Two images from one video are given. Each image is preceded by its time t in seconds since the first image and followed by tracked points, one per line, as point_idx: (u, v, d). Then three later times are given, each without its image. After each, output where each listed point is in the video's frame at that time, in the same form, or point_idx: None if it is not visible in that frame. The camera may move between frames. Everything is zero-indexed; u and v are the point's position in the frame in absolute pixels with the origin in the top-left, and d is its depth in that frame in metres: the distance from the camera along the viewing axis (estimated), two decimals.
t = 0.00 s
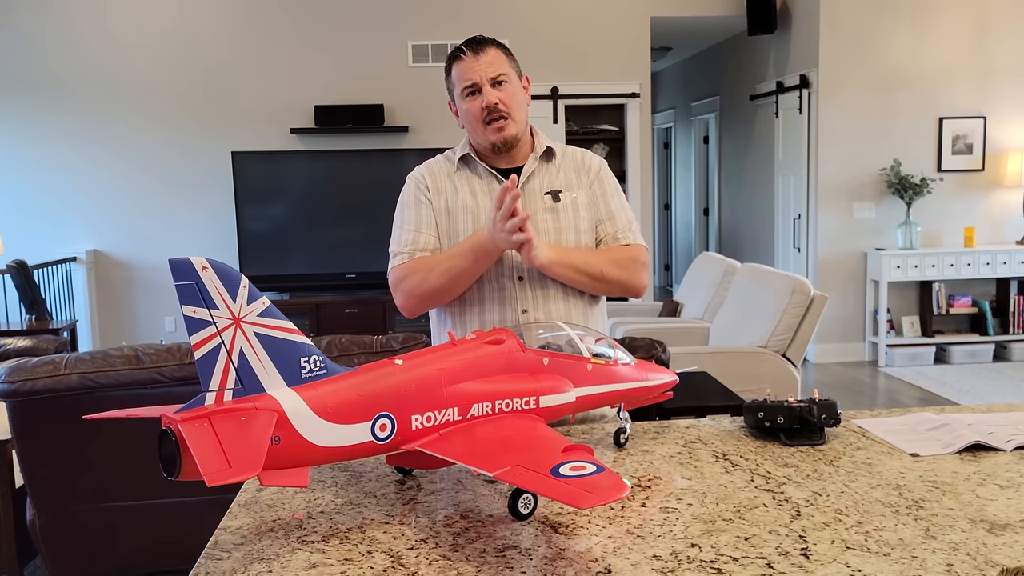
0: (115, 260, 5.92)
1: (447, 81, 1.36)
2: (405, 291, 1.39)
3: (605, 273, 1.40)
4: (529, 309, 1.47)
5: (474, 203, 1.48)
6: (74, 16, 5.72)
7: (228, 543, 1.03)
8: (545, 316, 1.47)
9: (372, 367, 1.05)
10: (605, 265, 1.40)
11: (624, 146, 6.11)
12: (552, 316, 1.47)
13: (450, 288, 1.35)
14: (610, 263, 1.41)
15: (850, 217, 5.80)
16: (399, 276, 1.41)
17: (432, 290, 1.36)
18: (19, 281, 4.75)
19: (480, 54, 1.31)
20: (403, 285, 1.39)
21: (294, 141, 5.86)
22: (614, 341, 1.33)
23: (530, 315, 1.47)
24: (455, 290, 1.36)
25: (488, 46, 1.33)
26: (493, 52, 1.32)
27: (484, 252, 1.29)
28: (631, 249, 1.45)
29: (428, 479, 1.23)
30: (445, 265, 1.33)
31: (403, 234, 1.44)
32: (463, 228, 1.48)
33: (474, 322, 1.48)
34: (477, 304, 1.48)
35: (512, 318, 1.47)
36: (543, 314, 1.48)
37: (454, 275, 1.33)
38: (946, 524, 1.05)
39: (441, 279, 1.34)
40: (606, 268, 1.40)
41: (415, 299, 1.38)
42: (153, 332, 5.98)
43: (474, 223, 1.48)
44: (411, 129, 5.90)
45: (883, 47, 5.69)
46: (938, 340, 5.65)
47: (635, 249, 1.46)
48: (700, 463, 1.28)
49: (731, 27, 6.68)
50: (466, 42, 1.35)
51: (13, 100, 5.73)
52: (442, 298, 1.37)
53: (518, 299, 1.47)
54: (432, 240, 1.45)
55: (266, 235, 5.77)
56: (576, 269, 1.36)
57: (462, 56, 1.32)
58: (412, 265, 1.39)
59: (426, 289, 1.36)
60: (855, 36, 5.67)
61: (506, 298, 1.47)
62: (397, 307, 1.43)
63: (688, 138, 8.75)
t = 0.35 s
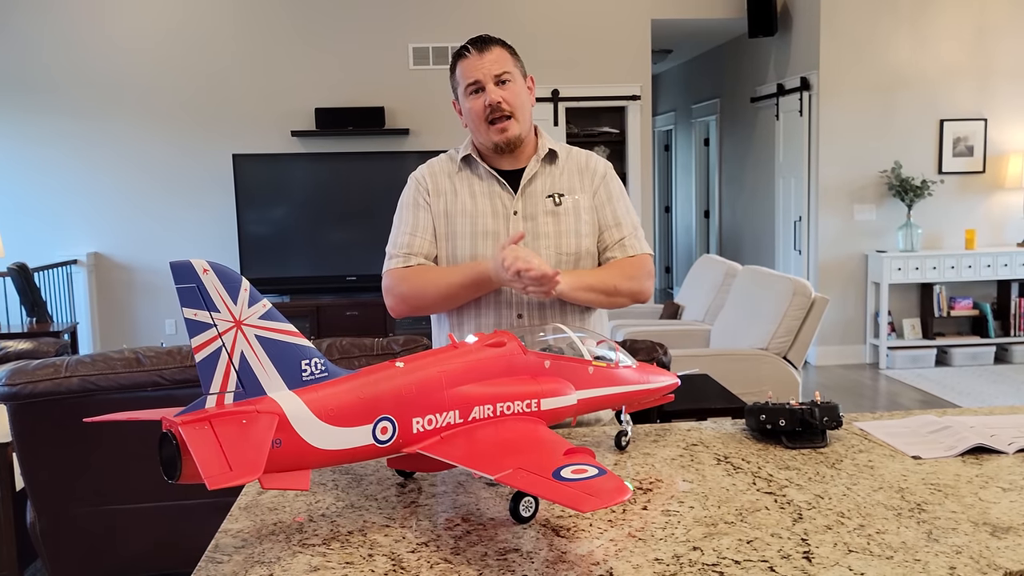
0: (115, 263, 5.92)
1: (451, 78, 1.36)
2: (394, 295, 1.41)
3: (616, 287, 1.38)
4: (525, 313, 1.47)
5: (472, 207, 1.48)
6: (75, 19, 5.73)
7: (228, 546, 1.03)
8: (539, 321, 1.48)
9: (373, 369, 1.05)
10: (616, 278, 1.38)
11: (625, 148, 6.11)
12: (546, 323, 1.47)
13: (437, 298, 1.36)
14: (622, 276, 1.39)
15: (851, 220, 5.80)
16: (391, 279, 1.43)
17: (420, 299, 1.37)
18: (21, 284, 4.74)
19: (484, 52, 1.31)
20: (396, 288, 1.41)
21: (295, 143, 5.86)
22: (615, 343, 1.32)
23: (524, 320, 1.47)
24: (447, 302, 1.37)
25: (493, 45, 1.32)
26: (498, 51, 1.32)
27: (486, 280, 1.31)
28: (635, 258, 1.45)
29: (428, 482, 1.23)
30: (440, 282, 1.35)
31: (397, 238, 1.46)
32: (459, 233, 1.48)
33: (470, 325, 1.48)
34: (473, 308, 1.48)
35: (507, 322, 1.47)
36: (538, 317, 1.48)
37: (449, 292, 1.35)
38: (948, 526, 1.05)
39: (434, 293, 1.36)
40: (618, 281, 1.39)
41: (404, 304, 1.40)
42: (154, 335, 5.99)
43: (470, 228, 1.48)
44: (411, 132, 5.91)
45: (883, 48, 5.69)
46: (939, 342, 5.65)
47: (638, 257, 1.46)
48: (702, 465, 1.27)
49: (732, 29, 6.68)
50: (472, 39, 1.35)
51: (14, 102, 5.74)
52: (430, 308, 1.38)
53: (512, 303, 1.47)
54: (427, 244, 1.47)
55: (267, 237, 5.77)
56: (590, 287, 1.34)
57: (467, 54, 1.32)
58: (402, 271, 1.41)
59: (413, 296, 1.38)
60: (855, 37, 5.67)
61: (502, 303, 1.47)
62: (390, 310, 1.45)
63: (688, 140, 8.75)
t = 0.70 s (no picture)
0: (118, 264, 5.92)
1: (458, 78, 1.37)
2: (393, 295, 1.42)
3: (621, 293, 1.39)
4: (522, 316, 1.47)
5: (473, 208, 1.48)
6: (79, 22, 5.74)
7: (231, 548, 1.03)
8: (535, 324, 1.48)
9: (376, 371, 1.05)
10: (622, 286, 1.39)
11: (627, 150, 6.11)
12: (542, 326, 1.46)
13: (436, 297, 1.37)
14: (626, 282, 1.40)
15: (854, 222, 5.79)
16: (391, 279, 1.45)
17: (418, 298, 1.39)
18: (25, 286, 4.75)
19: (491, 54, 1.31)
20: (396, 288, 1.42)
21: (298, 145, 5.87)
22: (619, 345, 1.32)
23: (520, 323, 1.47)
24: (445, 303, 1.38)
25: (500, 46, 1.33)
26: (504, 52, 1.32)
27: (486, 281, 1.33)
28: (639, 265, 1.46)
29: (432, 484, 1.22)
30: (440, 284, 1.36)
31: (398, 238, 1.47)
32: (458, 234, 1.49)
33: (467, 325, 1.48)
34: (471, 307, 1.47)
35: (504, 324, 1.47)
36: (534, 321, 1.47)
37: (447, 293, 1.36)
38: (954, 529, 1.04)
39: (432, 295, 1.37)
40: (623, 287, 1.39)
41: (403, 304, 1.42)
42: (157, 337, 5.99)
43: (471, 228, 1.48)
44: (414, 134, 5.91)
45: (887, 49, 5.69)
46: (943, 345, 5.64)
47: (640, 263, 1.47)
48: (706, 467, 1.27)
49: (735, 31, 6.68)
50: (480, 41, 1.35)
51: (19, 104, 5.76)
52: (429, 308, 1.39)
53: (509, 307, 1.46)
54: (427, 244, 1.47)
55: (270, 239, 5.77)
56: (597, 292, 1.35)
57: (473, 55, 1.32)
58: (402, 270, 1.43)
59: (411, 295, 1.39)
60: (859, 39, 5.66)
61: (500, 304, 1.46)
62: (391, 309, 1.46)
63: (691, 143, 8.75)
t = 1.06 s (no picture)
0: (121, 269, 5.94)
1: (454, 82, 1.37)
2: (387, 295, 1.41)
3: (615, 287, 1.37)
4: (514, 317, 1.46)
5: (468, 208, 1.48)
6: (82, 27, 5.76)
7: (230, 553, 1.03)
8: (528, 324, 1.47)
9: (375, 374, 1.04)
10: (614, 278, 1.37)
11: (629, 151, 6.10)
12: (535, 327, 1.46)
13: (430, 295, 1.36)
14: (620, 277, 1.38)
15: (857, 222, 5.78)
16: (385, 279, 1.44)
17: (412, 297, 1.38)
18: (27, 290, 4.76)
19: (487, 57, 1.31)
20: (390, 288, 1.41)
21: (300, 148, 5.88)
22: (619, 347, 1.32)
23: (513, 322, 1.46)
24: (438, 302, 1.37)
25: (496, 50, 1.32)
26: (501, 55, 1.32)
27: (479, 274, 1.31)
28: (635, 261, 1.44)
29: (431, 487, 1.22)
30: (433, 281, 1.35)
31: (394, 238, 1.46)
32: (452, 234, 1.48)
33: (460, 325, 1.48)
34: (464, 306, 1.47)
35: (496, 324, 1.46)
36: (526, 322, 1.47)
37: (442, 291, 1.35)
38: (956, 530, 1.03)
39: (425, 292, 1.36)
40: (617, 282, 1.37)
41: (397, 304, 1.41)
42: (160, 340, 6.00)
43: (465, 228, 1.48)
44: (415, 137, 5.92)
45: (889, 49, 5.68)
46: (947, 345, 5.62)
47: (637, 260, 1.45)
48: (707, 469, 1.27)
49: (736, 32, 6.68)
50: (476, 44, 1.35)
51: (22, 108, 5.78)
52: (422, 307, 1.38)
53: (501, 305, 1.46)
54: (422, 244, 1.47)
55: (272, 243, 5.77)
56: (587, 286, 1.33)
57: (469, 58, 1.32)
58: (396, 270, 1.42)
59: (405, 295, 1.38)
60: (861, 39, 5.65)
61: (493, 303, 1.46)
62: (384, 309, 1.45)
63: (694, 144, 8.74)
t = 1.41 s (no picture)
0: (118, 273, 5.93)
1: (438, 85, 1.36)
2: (374, 302, 1.41)
3: (596, 288, 1.37)
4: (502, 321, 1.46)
5: (453, 211, 1.47)
6: (78, 31, 5.75)
7: (223, 559, 1.02)
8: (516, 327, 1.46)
9: (367, 378, 1.04)
10: (595, 280, 1.37)
11: (626, 152, 6.10)
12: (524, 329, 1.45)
13: (417, 301, 1.36)
14: (601, 278, 1.38)
15: (854, 221, 5.77)
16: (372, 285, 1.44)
17: (399, 303, 1.37)
18: (24, 296, 4.75)
19: (472, 61, 1.30)
20: (377, 295, 1.41)
21: (296, 151, 5.88)
22: (614, 348, 1.31)
23: (502, 325, 1.46)
24: (424, 310, 1.37)
25: (481, 53, 1.32)
26: (486, 59, 1.31)
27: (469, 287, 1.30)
28: (618, 264, 1.44)
29: (425, 491, 1.21)
30: (420, 288, 1.35)
31: (379, 243, 1.46)
32: (435, 238, 1.47)
33: (448, 330, 1.47)
34: (451, 314, 1.46)
35: (485, 328, 1.46)
36: (515, 324, 1.46)
37: (428, 298, 1.35)
38: (953, 531, 1.03)
39: (412, 300, 1.36)
40: (599, 283, 1.37)
41: (384, 310, 1.41)
42: (157, 345, 5.99)
43: (453, 231, 1.47)
44: (412, 139, 5.91)
45: (885, 48, 5.68)
46: (945, 344, 5.62)
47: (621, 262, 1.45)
48: (703, 471, 1.26)
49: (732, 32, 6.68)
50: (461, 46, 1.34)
51: (18, 113, 5.77)
52: (409, 314, 1.38)
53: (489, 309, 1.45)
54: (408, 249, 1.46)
55: (269, 246, 5.77)
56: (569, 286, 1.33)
57: (454, 62, 1.31)
58: (383, 276, 1.41)
59: (392, 302, 1.38)
60: (857, 39, 5.65)
61: (481, 308, 1.45)
62: (371, 317, 1.45)
63: (691, 144, 8.74)
